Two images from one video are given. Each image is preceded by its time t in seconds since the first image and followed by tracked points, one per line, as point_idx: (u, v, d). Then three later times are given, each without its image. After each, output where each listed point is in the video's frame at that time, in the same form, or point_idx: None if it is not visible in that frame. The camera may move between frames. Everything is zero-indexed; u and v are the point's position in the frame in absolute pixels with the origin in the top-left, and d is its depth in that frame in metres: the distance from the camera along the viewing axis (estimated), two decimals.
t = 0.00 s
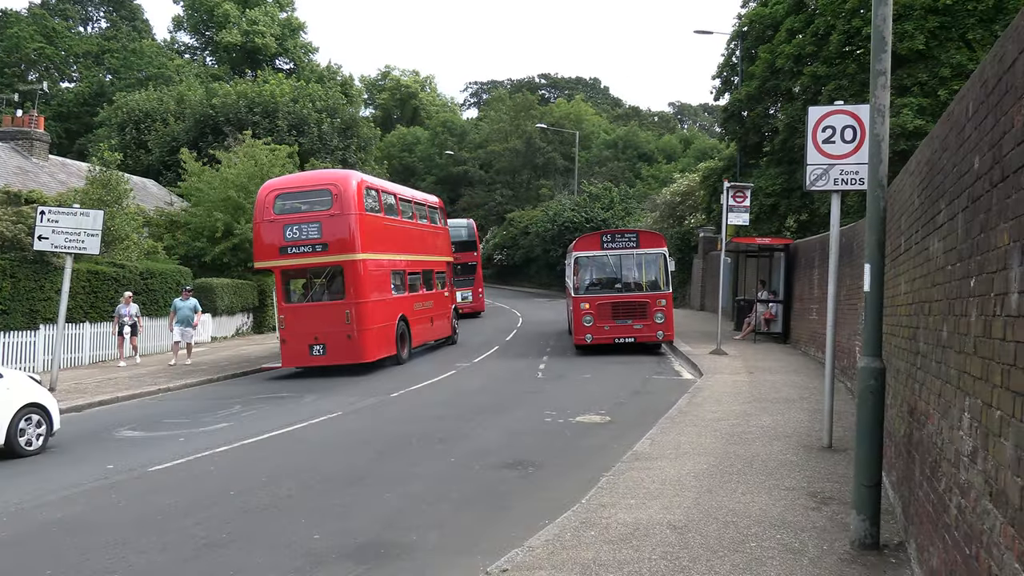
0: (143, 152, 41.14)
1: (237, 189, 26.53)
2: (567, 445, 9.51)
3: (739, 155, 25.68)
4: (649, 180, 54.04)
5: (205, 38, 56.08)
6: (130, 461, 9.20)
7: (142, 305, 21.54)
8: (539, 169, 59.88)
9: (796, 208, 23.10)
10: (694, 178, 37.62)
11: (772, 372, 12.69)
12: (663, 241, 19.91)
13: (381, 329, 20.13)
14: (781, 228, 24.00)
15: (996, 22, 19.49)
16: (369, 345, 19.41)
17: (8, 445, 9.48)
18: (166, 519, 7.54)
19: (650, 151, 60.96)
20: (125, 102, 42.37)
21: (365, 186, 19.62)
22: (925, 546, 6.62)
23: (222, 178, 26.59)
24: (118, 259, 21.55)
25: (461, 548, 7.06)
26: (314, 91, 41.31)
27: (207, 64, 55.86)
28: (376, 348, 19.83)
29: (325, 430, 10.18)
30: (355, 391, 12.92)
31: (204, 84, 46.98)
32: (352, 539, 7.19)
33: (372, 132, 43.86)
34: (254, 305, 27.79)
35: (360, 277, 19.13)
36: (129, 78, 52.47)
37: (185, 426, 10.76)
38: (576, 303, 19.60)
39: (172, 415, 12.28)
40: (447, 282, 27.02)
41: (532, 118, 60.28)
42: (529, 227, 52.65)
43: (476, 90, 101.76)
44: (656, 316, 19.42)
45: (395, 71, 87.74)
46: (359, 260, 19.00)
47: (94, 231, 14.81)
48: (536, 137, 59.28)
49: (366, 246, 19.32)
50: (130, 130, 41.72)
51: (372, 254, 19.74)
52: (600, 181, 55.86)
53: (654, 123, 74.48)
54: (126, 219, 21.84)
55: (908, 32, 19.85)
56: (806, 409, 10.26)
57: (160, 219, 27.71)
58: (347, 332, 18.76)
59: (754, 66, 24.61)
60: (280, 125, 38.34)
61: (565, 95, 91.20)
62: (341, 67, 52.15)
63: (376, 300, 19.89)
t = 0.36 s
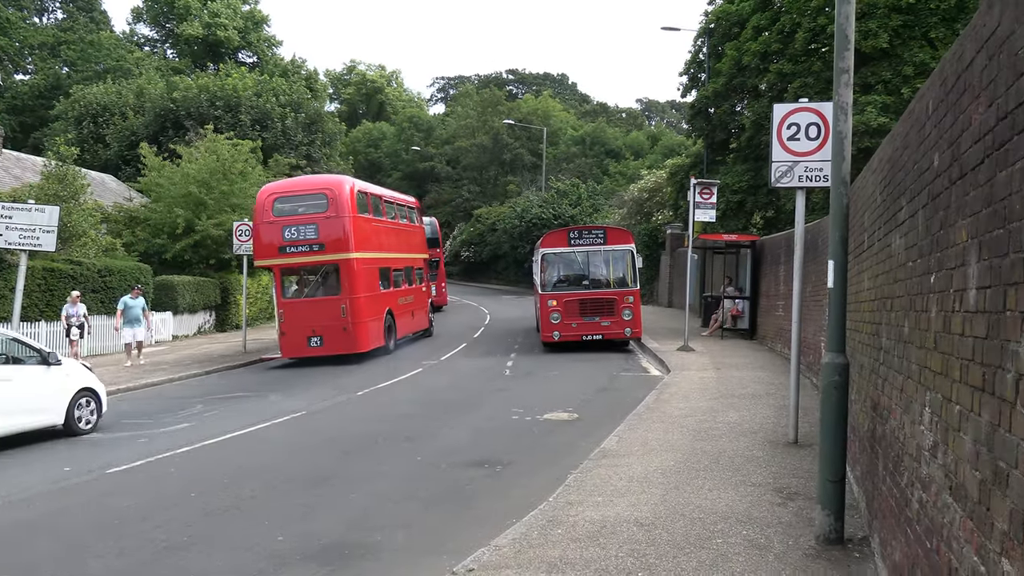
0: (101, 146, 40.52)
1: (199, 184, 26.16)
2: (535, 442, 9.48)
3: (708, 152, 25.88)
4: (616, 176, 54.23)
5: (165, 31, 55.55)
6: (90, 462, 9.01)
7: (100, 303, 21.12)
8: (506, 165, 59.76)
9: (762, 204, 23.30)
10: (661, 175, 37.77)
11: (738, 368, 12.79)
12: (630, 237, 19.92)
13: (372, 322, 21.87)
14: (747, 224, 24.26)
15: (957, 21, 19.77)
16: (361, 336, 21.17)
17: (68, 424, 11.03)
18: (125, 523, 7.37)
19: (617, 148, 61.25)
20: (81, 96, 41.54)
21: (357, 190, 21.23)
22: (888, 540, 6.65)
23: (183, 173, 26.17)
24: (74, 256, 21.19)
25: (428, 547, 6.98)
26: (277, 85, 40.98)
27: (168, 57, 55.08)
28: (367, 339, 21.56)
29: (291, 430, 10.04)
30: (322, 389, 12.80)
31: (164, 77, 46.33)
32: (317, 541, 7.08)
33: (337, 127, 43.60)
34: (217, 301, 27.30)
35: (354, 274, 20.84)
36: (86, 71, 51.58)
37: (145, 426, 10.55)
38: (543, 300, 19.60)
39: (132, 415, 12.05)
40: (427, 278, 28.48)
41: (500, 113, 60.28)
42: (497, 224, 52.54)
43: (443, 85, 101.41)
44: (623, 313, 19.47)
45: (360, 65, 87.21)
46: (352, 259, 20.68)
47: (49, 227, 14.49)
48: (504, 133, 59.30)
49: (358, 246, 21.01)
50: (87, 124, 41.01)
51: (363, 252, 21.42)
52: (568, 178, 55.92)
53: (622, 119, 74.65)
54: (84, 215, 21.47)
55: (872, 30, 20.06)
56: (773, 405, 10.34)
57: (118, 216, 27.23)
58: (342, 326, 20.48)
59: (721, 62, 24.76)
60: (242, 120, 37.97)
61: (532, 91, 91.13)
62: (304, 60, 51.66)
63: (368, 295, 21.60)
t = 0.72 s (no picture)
0: (40, 135, 39.34)
1: (146, 177, 25.38)
2: (507, 449, 9.02)
3: (686, 143, 25.28)
4: (593, 167, 53.55)
5: (110, 11, 54.58)
6: (28, 476, 8.37)
7: (40, 303, 20.07)
8: (475, 155, 58.83)
9: (744, 197, 22.97)
10: (639, 167, 37.30)
11: (721, 370, 12.38)
12: (604, 233, 19.61)
13: (356, 317, 21.38)
14: (729, 218, 23.88)
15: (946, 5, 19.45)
16: (346, 332, 20.66)
17: (90, 415, 12.06)
18: (65, 538, 6.81)
19: (594, 138, 60.34)
20: (18, 81, 40.24)
21: (339, 187, 20.81)
22: (874, 548, 6.26)
23: (128, 164, 25.39)
24: (9, 252, 20.28)
25: (392, 561, 6.50)
26: (231, 72, 40.19)
27: (112, 39, 53.63)
28: (351, 334, 21.05)
29: (248, 438, 9.48)
30: (288, 395, 12.25)
31: (108, 61, 45.08)
32: (274, 556, 6.57)
33: (293, 115, 42.73)
34: (167, 303, 26.28)
35: (339, 271, 20.35)
36: (24, 55, 50.00)
37: (93, 436, 9.95)
38: (514, 300, 19.12)
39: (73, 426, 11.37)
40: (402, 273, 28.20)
41: (468, 100, 59.79)
42: (466, 217, 51.59)
43: (408, 76, 100.43)
44: (600, 313, 18.96)
45: (320, 51, 85.88)
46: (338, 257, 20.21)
47: None
48: (472, 122, 58.37)
49: (343, 244, 20.54)
50: (23, 111, 39.83)
51: (347, 251, 20.96)
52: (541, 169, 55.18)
53: (598, 108, 73.74)
54: (20, 209, 20.63)
55: (859, 14, 19.70)
56: (755, 408, 9.94)
57: (60, 210, 26.22)
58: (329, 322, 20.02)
59: (701, 48, 24.34)
60: (192, 107, 36.76)
61: (503, 74, 89.67)
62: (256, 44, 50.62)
63: (352, 292, 21.12)
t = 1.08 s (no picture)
0: None
1: (86, 166, 24.26)
2: (483, 459, 8.42)
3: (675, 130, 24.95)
4: (573, 157, 52.73)
5: None
6: None
7: None
8: (445, 143, 57.74)
9: (736, 187, 22.50)
10: (621, 158, 36.64)
11: (709, 374, 11.80)
12: (586, 225, 18.92)
13: (336, 314, 20.75)
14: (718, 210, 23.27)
15: None
16: (328, 328, 20.02)
17: (100, 409, 12.78)
18: None
19: (572, 125, 59.40)
20: None
21: (319, 185, 20.24)
22: (875, 566, 5.73)
23: (67, 153, 24.29)
24: None
25: None
26: (180, 51, 37.63)
27: (52, 16, 51.76)
28: (333, 331, 20.37)
29: (205, 449, 8.82)
30: (251, 403, 11.56)
31: (47, 40, 43.61)
32: None
33: (247, 102, 40.80)
34: (110, 305, 25.03)
35: (320, 269, 19.75)
36: None
37: (33, 448, 9.24)
38: (489, 300, 18.42)
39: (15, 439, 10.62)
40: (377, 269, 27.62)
41: (439, 84, 59.72)
42: (437, 210, 50.20)
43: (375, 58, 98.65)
44: (580, 313, 18.33)
45: (281, 32, 83.88)
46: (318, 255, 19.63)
47: None
48: (443, 108, 57.22)
49: (324, 242, 19.96)
50: None
51: (327, 248, 20.38)
52: (518, 159, 54.23)
53: (578, 93, 72.70)
54: None
55: None
56: (746, 415, 9.39)
57: None
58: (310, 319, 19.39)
59: (688, 29, 23.67)
60: (137, 92, 34.53)
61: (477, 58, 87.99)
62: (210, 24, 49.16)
63: (333, 290, 20.51)
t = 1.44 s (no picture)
0: None
1: (7, 150, 21.47)
2: (453, 473, 7.73)
3: (661, 112, 24.21)
4: (549, 141, 51.21)
5: None
6: None
7: None
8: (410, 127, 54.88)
9: (727, 174, 21.74)
10: (602, 142, 35.62)
11: (699, 381, 11.10)
12: (563, 216, 17.04)
13: (303, 308, 20.08)
14: (709, 198, 22.63)
15: None
16: (296, 323, 19.36)
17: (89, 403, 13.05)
18: None
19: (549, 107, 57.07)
20: None
21: (285, 177, 19.61)
22: None
23: None
24: None
25: None
26: (112, 20, 32.72)
27: None
28: (300, 326, 19.70)
29: (148, 466, 8.04)
30: (208, 412, 10.75)
31: None
32: None
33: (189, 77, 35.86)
34: (34, 304, 21.23)
35: (287, 262, 19.10)
36: None
37: None
38: (454, 300, 16.70)
39: None
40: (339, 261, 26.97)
41: (402, 61, 56.36)
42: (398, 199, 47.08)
43: (331, 30, 95.17)
44: (558, 314, 16.66)
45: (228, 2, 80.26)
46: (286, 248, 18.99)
47: None
48: (405, 87, 54.39)
49: (291, 235, 19.34)
50: None
51: (295, 242, 19.74)
52: (490, 143, 52.52)
53: (554, 71, 71.15)
54: None
55: None
56: (737, 425, 8.72)
57: None
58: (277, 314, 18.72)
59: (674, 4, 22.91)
60: (66, 67, 30.35)
61: (442, 31, 85.38)
62: None
63: (300, 283, 19.85)
